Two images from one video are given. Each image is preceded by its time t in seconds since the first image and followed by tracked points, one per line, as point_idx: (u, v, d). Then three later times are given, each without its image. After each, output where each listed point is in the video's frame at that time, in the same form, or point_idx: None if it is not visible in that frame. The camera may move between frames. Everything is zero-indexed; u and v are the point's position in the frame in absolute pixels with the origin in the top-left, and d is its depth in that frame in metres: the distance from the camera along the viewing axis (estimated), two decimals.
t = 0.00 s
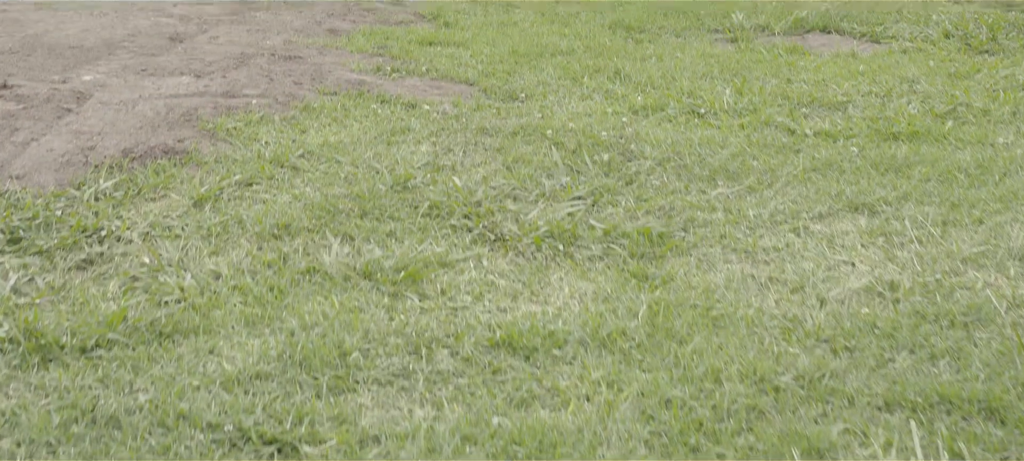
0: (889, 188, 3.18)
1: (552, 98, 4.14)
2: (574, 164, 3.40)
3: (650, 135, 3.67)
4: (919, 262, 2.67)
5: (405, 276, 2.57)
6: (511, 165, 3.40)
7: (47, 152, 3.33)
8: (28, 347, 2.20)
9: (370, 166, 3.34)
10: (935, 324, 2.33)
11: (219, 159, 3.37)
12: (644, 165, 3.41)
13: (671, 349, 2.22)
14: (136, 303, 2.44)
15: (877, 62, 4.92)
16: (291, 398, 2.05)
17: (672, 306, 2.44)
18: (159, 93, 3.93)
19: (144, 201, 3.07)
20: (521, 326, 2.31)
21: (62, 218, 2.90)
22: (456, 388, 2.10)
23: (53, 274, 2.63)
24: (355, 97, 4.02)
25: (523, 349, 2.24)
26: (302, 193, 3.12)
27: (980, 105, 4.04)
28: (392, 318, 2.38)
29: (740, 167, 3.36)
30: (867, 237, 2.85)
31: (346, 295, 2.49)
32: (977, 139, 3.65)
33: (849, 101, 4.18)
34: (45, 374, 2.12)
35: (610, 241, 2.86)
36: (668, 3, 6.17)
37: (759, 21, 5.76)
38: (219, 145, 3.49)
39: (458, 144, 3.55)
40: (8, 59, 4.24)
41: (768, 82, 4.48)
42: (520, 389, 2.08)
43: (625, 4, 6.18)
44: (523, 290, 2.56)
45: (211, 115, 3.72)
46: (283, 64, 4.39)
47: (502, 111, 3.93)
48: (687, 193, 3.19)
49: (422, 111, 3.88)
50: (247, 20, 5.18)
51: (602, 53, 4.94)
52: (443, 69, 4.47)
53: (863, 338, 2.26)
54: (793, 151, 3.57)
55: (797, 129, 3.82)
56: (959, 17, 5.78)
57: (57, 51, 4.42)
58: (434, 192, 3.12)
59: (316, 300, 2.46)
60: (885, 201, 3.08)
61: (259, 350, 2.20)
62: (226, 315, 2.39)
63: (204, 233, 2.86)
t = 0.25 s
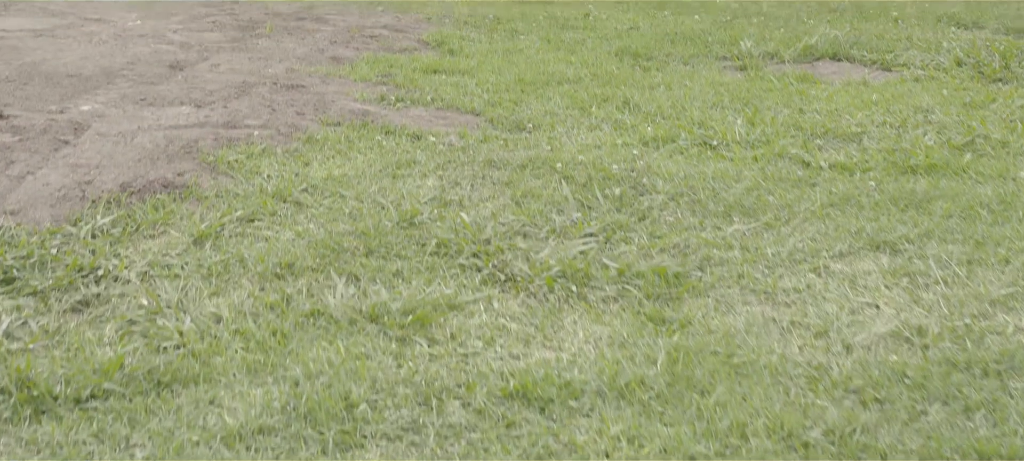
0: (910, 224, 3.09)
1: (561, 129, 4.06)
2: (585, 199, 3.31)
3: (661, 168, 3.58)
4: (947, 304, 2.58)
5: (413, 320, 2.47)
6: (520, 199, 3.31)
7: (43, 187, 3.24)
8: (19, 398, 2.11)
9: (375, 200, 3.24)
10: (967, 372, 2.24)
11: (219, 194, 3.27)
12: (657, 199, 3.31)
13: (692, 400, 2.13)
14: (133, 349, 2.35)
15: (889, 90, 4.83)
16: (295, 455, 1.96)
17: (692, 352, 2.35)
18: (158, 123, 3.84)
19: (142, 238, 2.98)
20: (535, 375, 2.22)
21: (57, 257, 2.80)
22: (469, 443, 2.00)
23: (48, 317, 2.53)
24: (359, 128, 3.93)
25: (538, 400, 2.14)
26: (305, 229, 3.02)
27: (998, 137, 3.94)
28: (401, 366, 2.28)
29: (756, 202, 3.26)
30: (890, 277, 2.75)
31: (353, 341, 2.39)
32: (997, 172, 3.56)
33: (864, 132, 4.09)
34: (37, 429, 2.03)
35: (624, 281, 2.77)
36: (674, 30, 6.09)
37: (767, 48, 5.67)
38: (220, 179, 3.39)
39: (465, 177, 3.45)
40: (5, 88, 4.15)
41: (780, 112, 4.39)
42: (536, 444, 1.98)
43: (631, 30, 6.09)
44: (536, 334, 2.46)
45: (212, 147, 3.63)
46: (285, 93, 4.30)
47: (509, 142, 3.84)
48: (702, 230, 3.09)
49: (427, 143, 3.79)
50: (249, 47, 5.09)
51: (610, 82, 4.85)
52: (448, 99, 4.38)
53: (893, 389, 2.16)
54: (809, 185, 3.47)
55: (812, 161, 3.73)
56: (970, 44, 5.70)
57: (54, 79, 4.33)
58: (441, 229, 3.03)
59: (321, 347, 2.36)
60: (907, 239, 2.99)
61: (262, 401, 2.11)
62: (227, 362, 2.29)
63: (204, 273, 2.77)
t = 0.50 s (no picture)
0: (937, 263, 2.99)
1: (572, 161, 3.96)
2: (600, 236, 3.21)
3: (678, 202, 3.48)
4: (982, 350, 2.48)
5: (427, 367, 2.37)
6: (533, 235, 3.21)
7: (43, 223, 3.14)
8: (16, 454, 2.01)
9: (384, 237, 3.14)
10: (1009, 425, 2.14)
11: (224, 230, 3.18)
12: (675, 236, 3.22)
13: (723, 457, 2.03)
14: (136, 399, 2.25)
15: (905, 120, 4.74)
16: None
17: (719, 403, 2.25)
18: (161, 156, 3.74)
19: (145, 278, 2.88)
20: (557, 429, 2.12)
21: (57, 298, 2.70)
22: None
23: (47, 364, 2.43)
24: (366, 160, 3.83)
25: (561, 456, 2.04)
26: (313, 269, 2.92)
27: (1021, 169, 3.85)
28: (415, 418, 2.18)
29: (776, 239, 3.17)
30: (920, 321, 2.66)
31: (364, 391, 2.29)
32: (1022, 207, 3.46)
33: (883, 164, 4.00)
34: None
35: (644, 325, 2.67)
36: (684, 57, 6.01)
37: (778, 75, 5.59)
38: (224, 214, 3.30)
39: (477, 212, 3.36)
40: (4, 118, 4.06)
41: (795, 143, 4.31)
42: None
43: (640, 57, 6.01)
44: (555, 382, 2.36)
45: (216, 181, 3.53)
46: (290, 124, 4.21)
47: (520, 175, 3.75)
48: (722, 269, 3.00)
49: (437, 176, 3.69)
50: (253, 74, 5.00)
51: (620, 111, 4.77)
52: (457, 130, 4.29)
53: (933, 444, 2.06)
54: (830, 221, 3.38)
55: (831, 195, 3.64)
56: (984, 72, 5.61)
57: (54, 109, 4.24)
58: (454, 268, 2.93)
59: (331, 397, 2.26)
60: (935, 279, 2.89)
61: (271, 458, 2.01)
62: (234, 414, 2.19)
63: (209, 315, 2.67)
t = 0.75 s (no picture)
0: (967, 303, 2.90)
1: (585, 194, 3.88)
2: (617, 273, 3.12)
3: (696, 238, 3.39)
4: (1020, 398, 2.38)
5: (443, 417, 2.28)
6: (549, 273, 3.12)
7: (43, 260, 3.05)
8: None
9: (395, 275, 3.05)
10: None
11: (230, 267, 3.08)
12: (694, 273, 3.12)
13: None
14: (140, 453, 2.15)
15: (922, 150, 4.66)
16: None
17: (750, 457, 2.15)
18: (165, 189, 3.65)
19: (149, 319, 2.79)
20: None
21: (58, 341, 2.61)
22: None
23: (47, 412, 2.34)
24: (375, 193, 3.75)
25: None
26: (323, 309, 2.83)
27: None
28: None
29: (799, 277, 3.08)
30: (954, 365, 2.56)
31: (379, 443, 2.20)
32: None
33: (903, 196, 3.91)
34: None
35: (666, 369, 2.58)
36: (694, 84, 5.92)
37: (791, 103, 5.51)
38: (230, 251, 3.20)
39: (490, 248, 3.27)
40: (4, 149, 3.97)
41: (812, 174, 4.22)
42: None
43: (649, 85, 5.93)
44: (578, 433, 2.26)
45: (221, 215, 3.44)
46: (297, 155, 4.12)
47: (533, 209, 3.66)
48: (745, 309, 2.90)
49: (448, 210, 3.60)
50: (258, 103, 4.92)
51: (632, 141, 4.68)
52: (467, 161, 4.21)
53: None
54: (853, 257, 3.29)
55: (853, 230, 3.55)
56: (1000, 101, 5.53)
57: (55, 140, 4.15)
58: (468, 308, 2.84)
59: (344, 450, 2.16)
60: (966, 320, 2.79)
61: None
62: None
63: (216, 359, 2.58)
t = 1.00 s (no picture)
0: (997, 339, 2.81)
1: (598, 224, 3.79)
2: (634, 307, 3.03)
3: (713, 269, 3.30)
4: None
5: None
6: (563, 306, 3.03)
7: (43, 293, 2.96)
8: None
9: (405, 308, 2.96)
10: None
11: (235, 301, 2.99)
12: (713, 307, 3.04)
13: None
14: None
15: (938, 177, 4.58)
16: None
17: None
18: (168, 219, 3.57)
19: (151, 355, 2.70)
20: None
21: (58, 380, 2.52)
22: None
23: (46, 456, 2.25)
24: (383, 223, 3.66)
25: None
26: (331, 345, 2.74)
27: None
28: None
29: (821, 311, 2.99)
30: (987, 405, 2.47)
31: None
32: None
33: (922, 226, 3.83)
34: None
35: (689, 409, 2.48)
36: (703, 110, 5.85)
37: (802, 129, 5.43)
38: (234, 283, 3.12)
39: (502, 280, 3.18)
40: (4, 178, 3.89)
41: (829, 202, 4.14)
42: None
43: (658, 110, 5.85)
44: None
45: (226, 246, 3.35)
46: (302, 183, 4.04)
47: (545, 239, 3.58)
48: (767, 344, 2.81)
49: (458, 241, 3.52)
50: (262, 129, 4.84)
51: (643, 168, 4.61)
52: (476, 190, 4.13)
53: None
54: (875, 290, 3.20)
55: (873, 261, 3.46)
56: (1015, 127, 5.46)
57: (56, 168, 4.06)
58: (481, 345, 2.75)
59: None
60: (996, 356, 2.70)
61: None
62: None
63: (222, 399, 2.49)
